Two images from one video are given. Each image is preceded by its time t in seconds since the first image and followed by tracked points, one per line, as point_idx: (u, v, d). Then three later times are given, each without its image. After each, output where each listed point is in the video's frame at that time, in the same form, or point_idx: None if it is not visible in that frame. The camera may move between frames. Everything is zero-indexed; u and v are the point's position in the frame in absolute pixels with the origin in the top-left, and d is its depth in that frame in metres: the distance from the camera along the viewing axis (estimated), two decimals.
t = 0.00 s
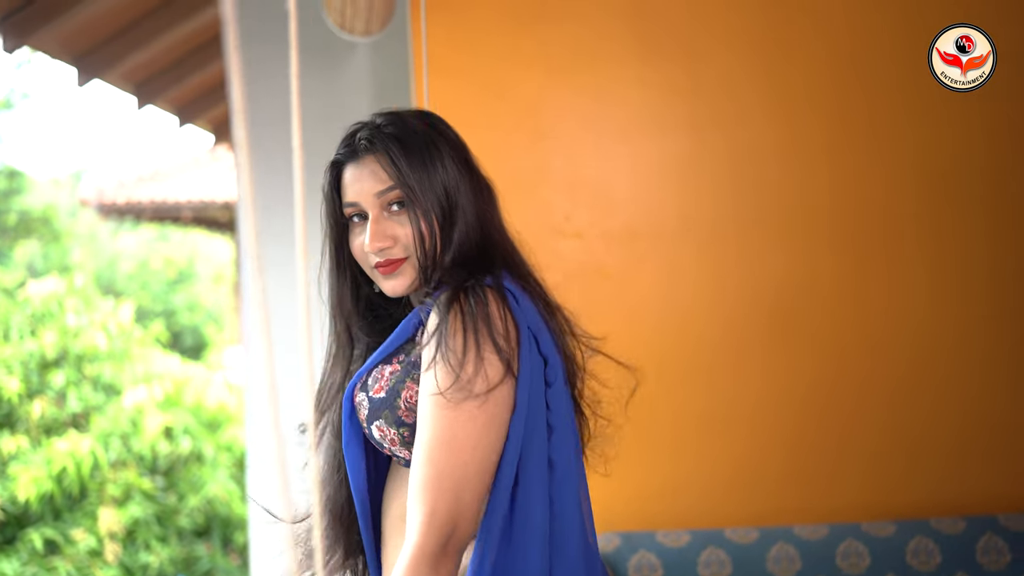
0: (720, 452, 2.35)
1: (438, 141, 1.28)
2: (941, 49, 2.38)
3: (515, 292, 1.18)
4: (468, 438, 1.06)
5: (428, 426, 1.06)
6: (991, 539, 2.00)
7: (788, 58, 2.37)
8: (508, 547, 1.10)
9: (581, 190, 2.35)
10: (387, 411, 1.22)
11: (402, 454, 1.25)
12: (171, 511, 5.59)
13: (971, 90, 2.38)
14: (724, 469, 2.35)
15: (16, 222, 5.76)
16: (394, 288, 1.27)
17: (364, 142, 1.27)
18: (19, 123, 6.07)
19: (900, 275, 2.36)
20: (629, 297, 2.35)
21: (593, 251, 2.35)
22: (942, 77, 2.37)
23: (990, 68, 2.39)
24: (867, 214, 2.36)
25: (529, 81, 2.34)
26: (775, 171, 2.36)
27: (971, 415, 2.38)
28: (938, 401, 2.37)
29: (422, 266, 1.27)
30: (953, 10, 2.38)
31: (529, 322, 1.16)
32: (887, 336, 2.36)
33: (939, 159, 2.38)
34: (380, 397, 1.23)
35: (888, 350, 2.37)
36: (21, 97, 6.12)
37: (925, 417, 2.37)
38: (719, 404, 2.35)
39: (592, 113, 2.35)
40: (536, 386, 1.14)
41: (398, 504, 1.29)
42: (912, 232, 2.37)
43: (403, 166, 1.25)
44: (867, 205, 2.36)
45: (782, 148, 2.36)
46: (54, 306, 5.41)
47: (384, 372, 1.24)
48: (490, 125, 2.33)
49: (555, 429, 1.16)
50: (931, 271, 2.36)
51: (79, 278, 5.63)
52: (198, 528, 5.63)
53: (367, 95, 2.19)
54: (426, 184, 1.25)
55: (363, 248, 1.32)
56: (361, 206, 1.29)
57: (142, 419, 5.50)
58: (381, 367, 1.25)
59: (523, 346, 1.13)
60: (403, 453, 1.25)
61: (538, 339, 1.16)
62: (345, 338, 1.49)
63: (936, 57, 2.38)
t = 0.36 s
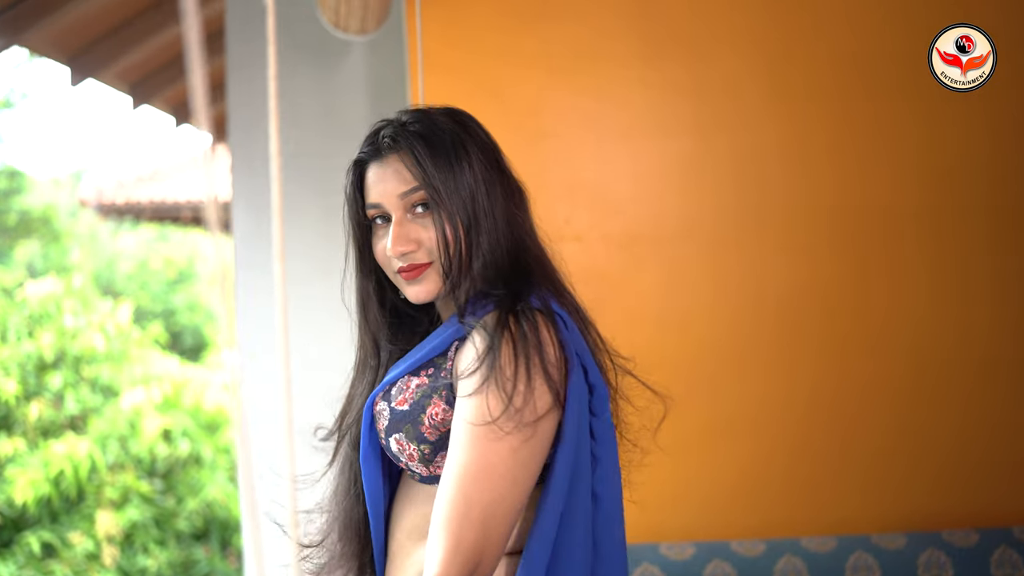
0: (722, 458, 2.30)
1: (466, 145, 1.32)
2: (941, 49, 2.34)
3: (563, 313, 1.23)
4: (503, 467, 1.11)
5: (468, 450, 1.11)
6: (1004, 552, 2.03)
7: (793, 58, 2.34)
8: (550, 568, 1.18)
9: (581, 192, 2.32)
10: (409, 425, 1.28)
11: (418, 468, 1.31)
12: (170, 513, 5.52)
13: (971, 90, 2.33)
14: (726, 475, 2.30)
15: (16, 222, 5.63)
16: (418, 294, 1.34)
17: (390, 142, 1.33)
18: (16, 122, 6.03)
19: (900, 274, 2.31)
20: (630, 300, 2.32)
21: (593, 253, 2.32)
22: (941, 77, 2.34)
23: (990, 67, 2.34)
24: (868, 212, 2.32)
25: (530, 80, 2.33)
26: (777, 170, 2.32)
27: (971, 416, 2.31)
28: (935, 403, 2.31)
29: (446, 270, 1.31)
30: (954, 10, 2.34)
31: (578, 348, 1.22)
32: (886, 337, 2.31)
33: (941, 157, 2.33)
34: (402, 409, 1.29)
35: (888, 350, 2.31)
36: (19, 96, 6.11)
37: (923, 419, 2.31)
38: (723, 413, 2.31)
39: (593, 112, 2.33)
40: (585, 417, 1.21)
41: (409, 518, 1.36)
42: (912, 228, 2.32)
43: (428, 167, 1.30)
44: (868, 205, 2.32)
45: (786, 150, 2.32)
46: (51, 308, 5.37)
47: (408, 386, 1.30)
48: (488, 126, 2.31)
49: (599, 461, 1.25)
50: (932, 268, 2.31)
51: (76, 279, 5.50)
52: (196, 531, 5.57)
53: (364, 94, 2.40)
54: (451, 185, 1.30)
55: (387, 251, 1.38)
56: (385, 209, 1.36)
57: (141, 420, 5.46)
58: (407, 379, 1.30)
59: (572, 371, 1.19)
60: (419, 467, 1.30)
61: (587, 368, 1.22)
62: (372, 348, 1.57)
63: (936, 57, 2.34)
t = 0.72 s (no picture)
0: (721, 459, 2.26)
1: (496, 138, 1.40)
2: (940, 49, 2.27)
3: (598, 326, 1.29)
4: (535, 470, 1.16)
5: (506, 462, 1.14)
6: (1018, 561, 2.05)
7: (797, 58, 2.29)
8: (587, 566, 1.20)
9: (581, 190, 2.30)
10: (427, 431, 1.30)
11: (430, 476, 1.33)
12: (167, 516, 5.39)
13: (970, 90, 2.25)
14: (727, 476, 2.26)
15: (15, 221, 5.42)
16: (442, 296, 1.39)
17: (416, 134, 1.40)
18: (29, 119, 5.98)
19: (899, 273, 2.25)
20: (632, 301, 2.29)
21: (594, 253, 2.30)
22: (941, 77, 2.26)
23: (990, 67, 2.25)
24: (867, 205, 2.26)
25: (528, 80, 2.32)
26: (779, 169, 2.27)
27: (971, 415, 2.23)
28: (935, 403, 2.24)
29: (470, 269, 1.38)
30: (954, 7, 2.27)
31: (613, 361, 1.27)
32: (885, 338, 2.25)
33: (946, 148, 2.26)
34: (421, 414, 1.31)
35: (886, 351, 2.25)
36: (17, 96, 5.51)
37: (923, 420, 2.24)
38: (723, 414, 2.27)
39: (593, 111, 2.31)
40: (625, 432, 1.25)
41: (412, 528, 1.37)
42: (913, 220, 2.25)
43: (456, 161, 1.37)
44: (870, 200, 2.26)
45: (788, 147, 2.27)
46: (49, 307, 5.30)
47: (432, 391, 1.31)
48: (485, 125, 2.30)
49: (642, 489, 1.28)
50: (933, 263, 2.24)
51: (73, 278, 5.37)
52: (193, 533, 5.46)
53: (360, 92, 2.41)
54: (477, 181, 1.36)
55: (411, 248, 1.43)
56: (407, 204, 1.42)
57: (138, 422, 5.31)
58: (427, 384, 1.33)
59: (606, 384, 1.25)
60: (431, 476, 1.33)
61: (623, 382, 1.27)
62: (395, 351, 1.67)
63: (936, 57, 2.27)
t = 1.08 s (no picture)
0: (723, 466, 2.21)
1: (524, 136, 1.39)
2: (940, 50, 2.21)
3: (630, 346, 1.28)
4: (556, 490, 1.16)
5: (531, 481, 1.15)
6: None
7: (802, 58, 2.23)
8: None
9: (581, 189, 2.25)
10: (438, 440, 1.29)
11: (436, 486, 1.32)
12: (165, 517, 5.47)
13: (970, 90, 2.20)
14: (730, 481, 2.20)
15: (14, 219, 5.35)
16: (464, 302, 1.41)
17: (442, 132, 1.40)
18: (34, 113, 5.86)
19: (904, 276, 2.19)
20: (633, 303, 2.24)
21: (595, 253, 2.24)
22: (941, 77, 2.21)
23: (990, 68, 2.20)
24: (870, 204, 2.20)
25: (526, 75, 2.26)
26: (780, 169, 2.22)
27: (972, 417, 2.19)
28: (936, 404, 2.19)
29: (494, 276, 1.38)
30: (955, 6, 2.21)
31: (642, 383, 1.26)
32: (889, 341, 2.20)
33: (950, 145, 2.20)
34: (433, 421, 1.30)
35: (889, 354, 2.20)
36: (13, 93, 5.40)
37: (924, 423, 2.19)
38: (728, 429, 2.21)
39: (593, 107, 2.25)
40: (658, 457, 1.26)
41: (413, 541, 1.36)
42: (917, 219, 2.20)
43: (484, 163, 1.36)
44: (873, 198, 2.20)
45: (791, 146, 2.22)
46: (44, 307, 5.21)
47: (447, 400, 1.31)
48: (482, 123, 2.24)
49: (680, 514, 1.29)
50: (936, 262, 2.19)
51: (70, 278, 5.29)
52: (191, 533, 5.60)
53: (353, 93, 2.38)
54: (506, 184, 1.36)
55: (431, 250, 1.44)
56: (430, 205, 1.42)
57: (135, 422, 5.36)
58: (443, 390, 1.32)
59: (637, 409, 1.24)
60: (437, 487, 1.32)
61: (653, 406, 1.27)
62: (410, 357, 1.65)
63: (936, 57, 2.21)
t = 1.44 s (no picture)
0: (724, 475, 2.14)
1: (569, 134, 1.32)
2: (940, 49, 2.16)
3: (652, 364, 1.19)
4: (565, 517, 1.07)
5: (539, 506, 1.07)
6: None
7: (804, 58, 2.17)
8: None
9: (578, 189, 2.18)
10: (440, 455, 1.22)
11: (437, 504, 1.26)
12: (148, 522, 5.34)
13: (970, 91, 2.15)
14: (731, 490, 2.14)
15: None
16: (482, 301, 1.35)
17: (486, 116, 1.33)
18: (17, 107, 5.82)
19: (908, 274, 2.15)
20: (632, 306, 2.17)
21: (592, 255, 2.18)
22: (941, 77, 2.16)
23: (990, 67, 2.16)
24: (874, 206, 2.15)
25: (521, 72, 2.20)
26: (782, 170, 2.16)
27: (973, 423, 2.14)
28: (937, 409, 2.14)
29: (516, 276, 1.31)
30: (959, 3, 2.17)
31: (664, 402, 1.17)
32: (892, 345, 2.15)
33: (954, 145, 2.15)
34: (436, 434, 1.24)
35: (892, 356, 2.15)
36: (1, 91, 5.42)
37: (926, 428, 2.14)
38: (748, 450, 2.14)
39: (590, 105, 2.19)
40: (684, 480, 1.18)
41: (414, 563, 1.29)
42: (921, 221, 2.15)
43: (528, 154, 1.29)
44: (876, 199, 2.15)
45: (793, 146, 2.16)
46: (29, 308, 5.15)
47: (451, 412, 1.24)
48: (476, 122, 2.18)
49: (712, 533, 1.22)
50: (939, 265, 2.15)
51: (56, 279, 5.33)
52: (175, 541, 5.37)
53: (346, 89, 2.30)
54: (544, 181, 1.29)
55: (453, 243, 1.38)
56: (460, 192, 1.36)
57: (120, 426, 5.28)
58: (447, 401, 1.25)
59: (658, 432, 1.14)
60: (439, 504, 1.25)
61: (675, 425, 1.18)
62: (426, 354, 1.57)
63: (935, 57, 2.16)
